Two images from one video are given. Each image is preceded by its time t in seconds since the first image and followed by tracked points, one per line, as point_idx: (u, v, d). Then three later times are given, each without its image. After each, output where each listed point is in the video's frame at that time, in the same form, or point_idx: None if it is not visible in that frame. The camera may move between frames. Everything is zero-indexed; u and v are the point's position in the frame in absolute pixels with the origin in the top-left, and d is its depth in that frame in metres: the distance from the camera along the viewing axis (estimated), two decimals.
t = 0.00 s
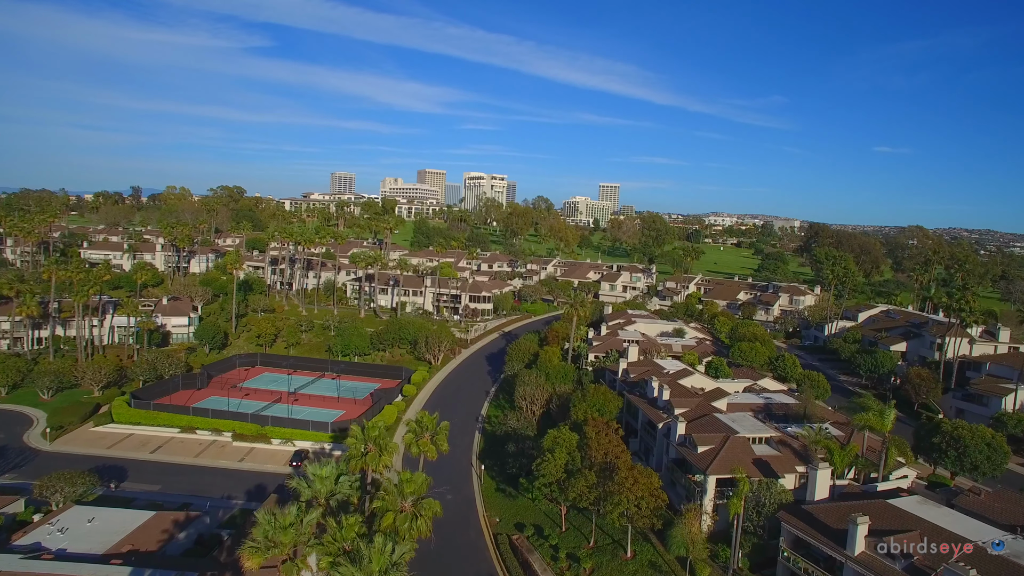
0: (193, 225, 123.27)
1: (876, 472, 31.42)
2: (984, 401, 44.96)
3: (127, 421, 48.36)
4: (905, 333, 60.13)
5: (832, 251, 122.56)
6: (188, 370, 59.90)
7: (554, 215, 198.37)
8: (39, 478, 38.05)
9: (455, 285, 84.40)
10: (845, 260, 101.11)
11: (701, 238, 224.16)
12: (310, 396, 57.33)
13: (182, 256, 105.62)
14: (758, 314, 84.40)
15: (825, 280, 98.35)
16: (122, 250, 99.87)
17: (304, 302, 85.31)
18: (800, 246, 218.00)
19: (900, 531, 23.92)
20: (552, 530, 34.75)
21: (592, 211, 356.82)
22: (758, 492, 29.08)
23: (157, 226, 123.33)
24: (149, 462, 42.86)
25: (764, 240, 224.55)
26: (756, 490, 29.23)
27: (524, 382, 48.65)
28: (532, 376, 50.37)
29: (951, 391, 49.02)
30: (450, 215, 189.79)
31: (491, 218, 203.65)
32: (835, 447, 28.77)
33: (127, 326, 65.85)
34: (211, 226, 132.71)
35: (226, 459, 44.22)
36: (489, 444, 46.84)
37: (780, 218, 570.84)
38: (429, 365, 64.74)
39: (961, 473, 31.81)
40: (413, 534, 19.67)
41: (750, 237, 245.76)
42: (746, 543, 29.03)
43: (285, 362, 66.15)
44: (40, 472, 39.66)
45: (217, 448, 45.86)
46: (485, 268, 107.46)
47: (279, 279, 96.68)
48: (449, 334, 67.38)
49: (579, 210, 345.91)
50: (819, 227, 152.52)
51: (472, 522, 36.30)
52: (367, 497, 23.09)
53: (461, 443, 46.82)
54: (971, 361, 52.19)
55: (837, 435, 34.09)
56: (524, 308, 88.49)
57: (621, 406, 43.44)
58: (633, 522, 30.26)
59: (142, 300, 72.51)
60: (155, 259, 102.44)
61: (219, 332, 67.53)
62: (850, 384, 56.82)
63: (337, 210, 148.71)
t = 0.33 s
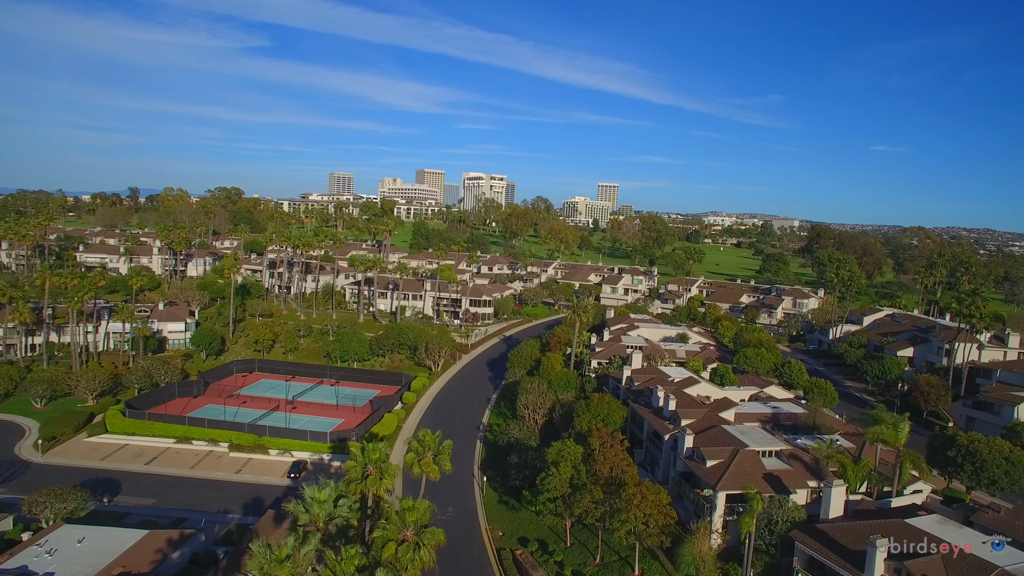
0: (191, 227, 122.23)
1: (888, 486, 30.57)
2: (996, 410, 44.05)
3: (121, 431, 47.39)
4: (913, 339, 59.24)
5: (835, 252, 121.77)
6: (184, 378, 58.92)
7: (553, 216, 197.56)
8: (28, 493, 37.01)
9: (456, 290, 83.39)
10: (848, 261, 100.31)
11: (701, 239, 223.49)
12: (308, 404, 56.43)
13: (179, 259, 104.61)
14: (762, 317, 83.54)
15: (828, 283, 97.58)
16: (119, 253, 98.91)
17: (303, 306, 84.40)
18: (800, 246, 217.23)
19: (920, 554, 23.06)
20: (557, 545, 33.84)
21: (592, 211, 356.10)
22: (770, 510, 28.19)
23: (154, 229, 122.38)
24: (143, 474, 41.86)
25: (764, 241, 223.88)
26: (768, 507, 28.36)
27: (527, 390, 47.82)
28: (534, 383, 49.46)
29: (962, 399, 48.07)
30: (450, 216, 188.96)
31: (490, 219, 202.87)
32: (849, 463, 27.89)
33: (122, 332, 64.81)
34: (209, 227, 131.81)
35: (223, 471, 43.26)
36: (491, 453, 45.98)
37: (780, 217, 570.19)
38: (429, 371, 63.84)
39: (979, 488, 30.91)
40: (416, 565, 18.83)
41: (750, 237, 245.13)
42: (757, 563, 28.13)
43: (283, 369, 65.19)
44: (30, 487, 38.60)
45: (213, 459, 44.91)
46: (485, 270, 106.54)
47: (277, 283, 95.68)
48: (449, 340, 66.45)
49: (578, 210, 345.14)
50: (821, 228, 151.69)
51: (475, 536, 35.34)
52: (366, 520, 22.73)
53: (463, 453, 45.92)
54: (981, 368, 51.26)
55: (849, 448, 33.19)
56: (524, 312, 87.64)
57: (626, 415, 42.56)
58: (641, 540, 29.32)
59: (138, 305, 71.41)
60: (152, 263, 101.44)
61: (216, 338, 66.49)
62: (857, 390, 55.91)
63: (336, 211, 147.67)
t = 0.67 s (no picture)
0: (188, 230, 121.25)
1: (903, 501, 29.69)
2: (1008, 418, 43.17)
3: (116, 442, 46.48)
4: (920, 344, 58.39)
5: (837, 254, 121.09)
6: (181, 385, 58.00)
7: (553, 216, 196.71)
8: (19, 509, 36.05)
9: (456, 293, 82.49)
10: (850, 264, 99.65)
11: (701, 239, 222.70)
12: (307, 412, 55.55)
13: (176, 263, 103.70)
14: (765, 321, 82.70)
15: (831, 286, 96.75)
16: (116, 257, 97.98)
17: (302, 311, 83.57)
18: (800, 246, 216.62)
19: None
20: (562, 561, 32.97)
21: (592, 211, 355.24)
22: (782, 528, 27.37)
23: (151, 231, 121.41)
24: (138, 487, 40.92)
25: (764, 241, 223.19)
26: (780, 526, 27.52)
27: (529, 398, 46.99)
28: (537, 391, 48.61)
29: (972, 406, 47.18)
30: (449, 216, 188.00)
31: (489, 219, 201.97)
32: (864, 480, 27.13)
33: (117, 339, 63.82)
34: (207, 230, 130.87)
35: (220, 483, 42.40)
36: (493, 464, 45.13)
37: (780, 216, 569.90)
38: (429, 378, 62.92)
39: (997, 504, 30.00)
40: None
41: (750, 237, 244.41)
42: None
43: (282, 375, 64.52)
44: (21, 502, 37.62)
45: (210, 470, 44.05)
46: (485, 273, 105.71)
47: (275, 286, 94.74)
48: (450, 345, 65.59)
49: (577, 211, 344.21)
50: (822, 228, 151.15)
51: (478, 550, 34.37)
52: (368, 544, 22.11)
53: (464, 463, 45.08)
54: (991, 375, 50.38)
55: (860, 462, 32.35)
56: (525, 316, 86.83)
57: (631, 426, 41.67)
58: (650, 559, 28.45)
59: (134, 310, 70.38)
60: (149, 266, 100.50)
61: (213, 344, 65.51)
62: (864, 397, 55.07)
63: (335, 212, 146.86)
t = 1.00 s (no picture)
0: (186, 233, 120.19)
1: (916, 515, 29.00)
2: (1020, 427, 42.40)
3: (110, 453, 45.52)
4: (927, 350, 57.58)
5: (839, 255, 120.17)
6: (177, 393, 57.06)
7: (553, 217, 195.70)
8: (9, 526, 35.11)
9: (456, 297, 81.53)
10: (854, 266, 98.65)
11: (702, 240, 221.73)
12: (305, 420, 54.64)
13: (173, 266, 102.73)
14: (768, 325, 81.86)
15: (835, 288, 95.87)
16: (112, 261, 96.99)
17: (300, 315, 82.66)
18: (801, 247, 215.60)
19: None
20: None
21: (591, 211, 354.14)
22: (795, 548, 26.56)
23: (149, 233, 120.40)
24: (132, 500, 40.02)
25: (764, 241, 222.12)
26: (794, 545, 26.70)
27: (531, 407, 46.14)
28: (540, 399, 47.75)
29: (982, 414, 46.39)
30: (448, 217, 186.89)
31: (488, 220, 200.98)
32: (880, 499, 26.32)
33: (113, 346, 62.89)
34: (204, 232, 129.76)
35: (217, 495, 41.52)
36: (495, 475, 44.29)
37: (779, 216, 569.42)
38: (430, 385, 62.06)
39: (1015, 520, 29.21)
40: None
41: (750, 237, 243.36)
42: None
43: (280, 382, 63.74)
44: (12, 517, 36.69)
45: (207, 482, 43.18)
46: (485, 276, 104.72)
47: (273, 290, 93.70)
48: (450, 351, 64.64)
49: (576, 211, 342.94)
50: (823, 229, 150.23)
51: (480, 565, 33.52)
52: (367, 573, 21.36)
53: (466, 474, 44.25)
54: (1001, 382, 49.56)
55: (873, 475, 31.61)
56: (527, 320, 85.95)
57: (636, 436, 40.80)
58: None
59: (130, 316, 69.38)
60: (146, 270, 99.56)
61: (210, 350, 64.54)
62: (871, 404, 54.25)
63: (333, 213, 145.92)
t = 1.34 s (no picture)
0: (184, 236, 119.37)
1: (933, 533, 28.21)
2: None
3: (104, 464, 44.68)
4: (935, 355, 56.77)
5: (842, 257, 119.29)
6: (173, 401, 56.23)
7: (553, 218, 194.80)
8: None
9: (457, 302, 80.65)
10: (857, 268, 97.80)
11: (702, 240, 220.86)
12: (303, 429, 53.75)
13: (171, 270, 101.93)
14: (772, 328, 81.10)
15: (839, 289, 94.98)
16: (109, 265, 96.20)
17: (298, 320, 81.84)
18: (801, 247, 214.75)
19: None
20: None
21: (591, 211, 353.20)
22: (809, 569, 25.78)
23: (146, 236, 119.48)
24: (126, 514, 39.17)
25: (765, 240, 221.22)
26: (807, 566, 25.94)
27: (533, 416, 45.32)
28: (543, 407, 46.88)
29: (992, 423, 45.59)
30: (448, 218, 185.94)
31: (488, 221, 200.17)
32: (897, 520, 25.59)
33: (108, 353, 62.05)
34: (202, 235, 128.83)
35: (214, 507, 40.68)
36: (497, 485, 43.44)
37: (779, 216, 568.20)
38: (430, 392, 61.20)
39: None
40: None
41: (750, 237, 242.52)
42: None
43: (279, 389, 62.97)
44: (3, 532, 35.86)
45: (203, 494, 42.34)
46: (486, 279, 103.84)
47: (271, 294, 92.87)
48: (451, 357, 63.78)
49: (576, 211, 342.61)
50: (825, 230, 149.28)
51: None
52: None
53: (467, 486, 43.38)
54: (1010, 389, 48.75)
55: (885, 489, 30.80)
56: (528, 324, 85.18)
57: (641, 447, 39.95)
58: None
59: (126, 322, 68.46)
60: (143, 274, 98.80)
61: (207, 356, 63.63)
62: (878, 410, 53.47)
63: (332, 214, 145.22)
